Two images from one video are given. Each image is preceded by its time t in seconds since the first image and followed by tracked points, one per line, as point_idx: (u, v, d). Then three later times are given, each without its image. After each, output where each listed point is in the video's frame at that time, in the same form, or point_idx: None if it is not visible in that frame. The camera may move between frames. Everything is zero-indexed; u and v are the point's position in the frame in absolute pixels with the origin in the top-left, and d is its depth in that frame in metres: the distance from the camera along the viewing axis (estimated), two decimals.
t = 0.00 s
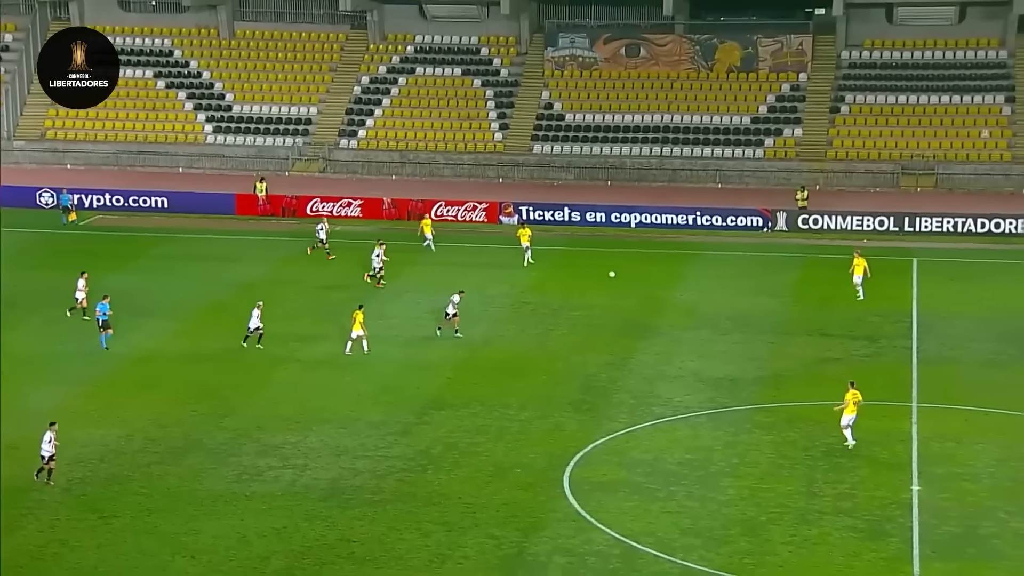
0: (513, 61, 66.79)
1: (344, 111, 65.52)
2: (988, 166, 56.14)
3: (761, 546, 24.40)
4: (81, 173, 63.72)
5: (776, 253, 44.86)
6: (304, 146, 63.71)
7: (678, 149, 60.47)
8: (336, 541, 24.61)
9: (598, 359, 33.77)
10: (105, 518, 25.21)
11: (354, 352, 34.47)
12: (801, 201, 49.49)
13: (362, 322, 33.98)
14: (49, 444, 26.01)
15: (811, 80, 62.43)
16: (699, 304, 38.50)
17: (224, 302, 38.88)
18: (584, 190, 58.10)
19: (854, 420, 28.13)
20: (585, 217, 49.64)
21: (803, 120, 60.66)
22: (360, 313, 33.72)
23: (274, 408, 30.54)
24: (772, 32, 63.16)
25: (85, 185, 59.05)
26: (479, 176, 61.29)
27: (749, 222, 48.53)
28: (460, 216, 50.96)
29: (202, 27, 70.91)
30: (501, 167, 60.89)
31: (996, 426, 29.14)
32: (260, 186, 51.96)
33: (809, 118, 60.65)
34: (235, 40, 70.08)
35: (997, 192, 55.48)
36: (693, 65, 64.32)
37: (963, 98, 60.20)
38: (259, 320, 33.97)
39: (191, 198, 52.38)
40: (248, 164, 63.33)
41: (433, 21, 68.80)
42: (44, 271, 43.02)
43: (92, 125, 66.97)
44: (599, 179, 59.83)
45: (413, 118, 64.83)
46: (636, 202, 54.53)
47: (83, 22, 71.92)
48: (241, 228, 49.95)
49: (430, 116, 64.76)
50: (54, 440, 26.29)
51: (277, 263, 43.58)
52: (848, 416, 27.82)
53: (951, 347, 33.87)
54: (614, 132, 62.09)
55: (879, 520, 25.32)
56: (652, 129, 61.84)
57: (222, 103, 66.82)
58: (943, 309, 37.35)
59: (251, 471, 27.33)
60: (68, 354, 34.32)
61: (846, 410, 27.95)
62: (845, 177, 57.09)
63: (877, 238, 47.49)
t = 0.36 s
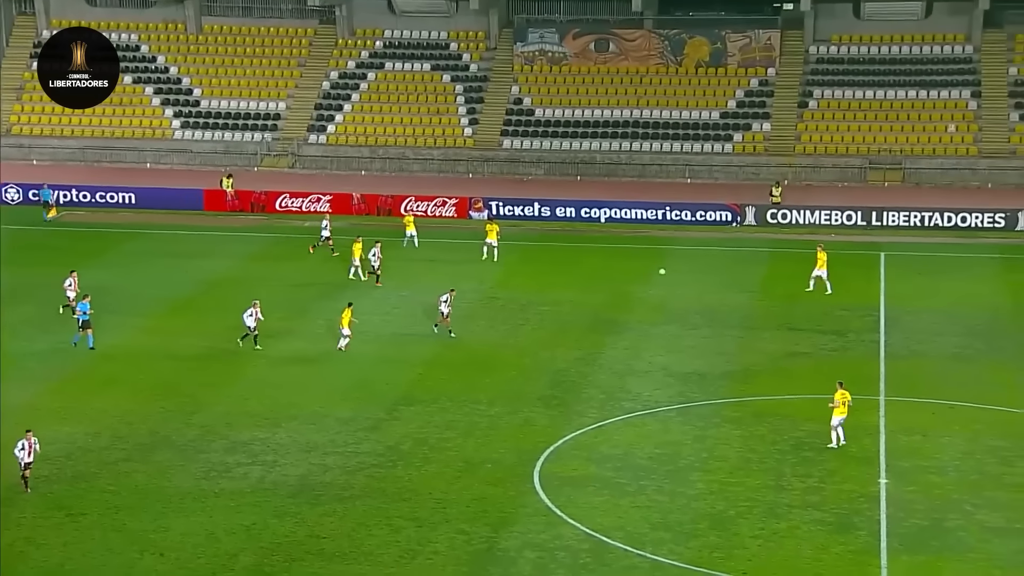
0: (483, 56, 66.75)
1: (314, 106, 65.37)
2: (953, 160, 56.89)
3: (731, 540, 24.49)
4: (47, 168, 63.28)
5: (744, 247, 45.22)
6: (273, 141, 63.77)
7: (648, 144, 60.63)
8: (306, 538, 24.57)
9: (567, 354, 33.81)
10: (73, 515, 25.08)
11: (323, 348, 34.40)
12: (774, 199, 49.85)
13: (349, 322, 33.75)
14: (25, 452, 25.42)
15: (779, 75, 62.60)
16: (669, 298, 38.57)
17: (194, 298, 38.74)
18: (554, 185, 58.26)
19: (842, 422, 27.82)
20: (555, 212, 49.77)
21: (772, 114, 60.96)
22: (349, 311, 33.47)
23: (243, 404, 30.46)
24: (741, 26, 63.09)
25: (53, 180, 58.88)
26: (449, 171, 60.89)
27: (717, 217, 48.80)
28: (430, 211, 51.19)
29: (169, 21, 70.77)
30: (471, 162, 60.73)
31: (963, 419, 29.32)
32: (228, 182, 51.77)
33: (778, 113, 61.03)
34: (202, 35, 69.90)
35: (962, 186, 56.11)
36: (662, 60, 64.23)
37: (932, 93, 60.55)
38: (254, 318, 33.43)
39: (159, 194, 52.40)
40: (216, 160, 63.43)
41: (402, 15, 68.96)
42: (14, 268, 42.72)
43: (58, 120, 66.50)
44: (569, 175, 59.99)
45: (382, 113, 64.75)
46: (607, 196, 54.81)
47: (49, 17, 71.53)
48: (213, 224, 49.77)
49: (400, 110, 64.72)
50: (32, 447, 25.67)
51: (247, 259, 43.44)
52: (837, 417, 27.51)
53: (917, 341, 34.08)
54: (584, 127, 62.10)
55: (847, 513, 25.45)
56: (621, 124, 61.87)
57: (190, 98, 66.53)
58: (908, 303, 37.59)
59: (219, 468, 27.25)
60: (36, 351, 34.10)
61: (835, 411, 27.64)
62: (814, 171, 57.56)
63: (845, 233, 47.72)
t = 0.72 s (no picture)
0: (453, 55, 66.89)
1: (283, 105, 65.16)
2: (921, 158, 57.12)
3: (701, 537, 24.56)
4: (14, 166, 62.96)
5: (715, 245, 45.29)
6: (242, 140, 63.49)
7: (619, 142, 60.75)
8: (277, 537, 24.50)
9: (538, 352, 33.83)
10: (41, 516, 24.95)
11: (294, 347, 34.31)
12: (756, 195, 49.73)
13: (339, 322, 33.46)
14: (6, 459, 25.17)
15: (748, 73, 63.06)
16: (639, 296, 38.64)
17: (164, 297, 38.58)
18: (525, 183, 58.23)
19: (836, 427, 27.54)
20: (526, 210, 49.65)
21: (741, 113, 61.30)
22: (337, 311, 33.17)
23: (213, 403, 30.36)
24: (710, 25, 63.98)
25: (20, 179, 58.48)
26: (420, 169, 60.83)
27: (688, 215, 48.89)
28: (401, 209, 51.29)
29: (138, 20, 70.50)
30: (442, 160, 60.70)
31: (931, 415, 29.48)
32: (197, 181, 51.71)
33: (747, 111, 61.32)
34: (171, 33, 69.59)
35: (931, 184, 56.33)
36: (632, 59, 64.59)
37: (899, 91, 60.73)
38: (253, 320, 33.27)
39: (128, 193, 52.05)
40: (186, 158, 63.27)
41: (372, 13, 68.90)
42: None
43: (24, 118, 66.02)
44: (540, 173, 59.82)
45: (352, 111, 64.61)
46: (577, 195, 54.79)
47: (16, 15, 71.27)
48: (185, 223, 49.58)
49: (370, 109, 64.59)
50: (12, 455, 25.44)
51: (218, 258, 43.30)
52: (831, 421, 27.24)
53: (885, 338, 34.30)
54: (555, 125, 62.14)
55: (817, 509, 25.57)
56: (591, 122, 61.96)
57: (158, 96, 66.32)
58: (877, 300, 37.78)
59: (189, 467, 27.15)
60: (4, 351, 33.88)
61: (829, 416, 27.36)
62: (783, 170, 57.79)
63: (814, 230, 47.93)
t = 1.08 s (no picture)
0: (421, 51, 66.81)
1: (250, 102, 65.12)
2: (887, 154, 57.58)
3: (669, 532, 24.63)
4: None
5: (683, 242, 45.41)
6: (208, 136, 63.61)
7: (587, 139, 60.92)
8: (244, 535, 24.44)
9: (507, 349, 33.83)
10: (5, 516, 24.80)
11: (263, 345, 34.20)
12: (728, 191, 50.06)
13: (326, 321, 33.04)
14: None
15: (715, 69, 63.24)
16: (608, 293, 38.69)
17: (132, 295, 38.42)
18: (494, 180, 58.49)
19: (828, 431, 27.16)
20: (494, 207, 49.73)
21: (708, 109, 61.52)
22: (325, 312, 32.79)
23: (180, 402, 30.24)
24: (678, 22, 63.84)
25: None
26: (387, 166, 61.25)
27: (656, 211, 49.17)
28: (369, 206, 51.12)
29: (102, 16, 70.32)
30: (409, 157, 60.94)
31: (897, 410, 29.63)
32: (163, 178, 51.83)
33: (715, 107, 61.57)
34: (136, 29, 69.27)
35: (896, 179, 56.97)
36: (600, 55, 64.74)
37: (865, 87, 61.18)
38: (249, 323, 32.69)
39: (92, 189, 51.77)
40: (152, 155, 63.29)
41: (339, 10, 68.71)
42: None
43: None
44: (508, 169, 60.16)
45: (319, 108, 64.65)
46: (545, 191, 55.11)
47: None
48: (153, 221, 49.41)
49: (338, 105, 64.64)
50: None
51: (188, 256, 43.14)
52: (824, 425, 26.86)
53: (851, 334, 34.43)
54: (524, 122, 62.35)
55: (785, 504, 25.67)
56: (559, 119, 62.15)
57: (123, 93, 66.07)
58: (843, 296, 37.95)
59: (156, 466, 27.04)
60: None
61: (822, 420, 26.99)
62: (751, 166, 58.36)
63: (781, 227, 48.11)
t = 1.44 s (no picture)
0: (386, 47, 68.28)
1: (214, 98, 66.16)
2: (850, 151, 58.34)
3: (636, 527, 24.71)
4: None
5: (650, 238, 45.61)
6: (173, 134, 63.99)
7: (553, 136, 61.91)
8: (210, 534, 24.35)
9: (474, 345, 33.85)
10: None
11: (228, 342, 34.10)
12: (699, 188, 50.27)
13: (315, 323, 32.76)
14: None
15: (680, 65, 64.97)
16: (574, 289, 38.81)
17: (97, 292, 38.25)
18: (460, 175, 59.20)
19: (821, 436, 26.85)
20: (460, 203, 49.92)
21: (673, 106, 62.75)
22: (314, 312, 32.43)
23: (145, 400, 30.13)
24: (644, 19, 65.86)
25: None
26: (354, 163, 61.72)
27: (622, 207, 49.48)
28: (335, 203, 51.24)
29: (64, 12, 71.87)
30: (375, 154, 61.52)
31: (861, 404, 29.81)
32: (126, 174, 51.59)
33: (680, 104, 62.83)
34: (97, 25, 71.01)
35: (860, 174, 57.46)
36: (566, 51, 66.44)
37: (828, 84, 62.59)
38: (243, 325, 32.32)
39: (55, 186, 51.43)
40: (115, 152, 63.32)
41: (303, 6, 70.62)
42: None
43: None
44: (474, 166, 60.86)
45: (284, 105, 65.76)
46: (509, 187, 55.85)
47: None
48: (118, 217, 49.18)
49: (303, 102, 65.86)
50: None
51: (154, 254, 42.99)
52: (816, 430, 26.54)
53: (816, 329, 34.62)
54: (491, 118, 63.42)
55: (750, 499, 25.81)
56: (526, 116, 63.21)
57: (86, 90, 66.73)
58: (808, 290, 38.17)
59: (121, 465, 26.91)
60: None
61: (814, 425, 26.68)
62: (716, 161, 58.95)
63: (746, 222, 48.54)
